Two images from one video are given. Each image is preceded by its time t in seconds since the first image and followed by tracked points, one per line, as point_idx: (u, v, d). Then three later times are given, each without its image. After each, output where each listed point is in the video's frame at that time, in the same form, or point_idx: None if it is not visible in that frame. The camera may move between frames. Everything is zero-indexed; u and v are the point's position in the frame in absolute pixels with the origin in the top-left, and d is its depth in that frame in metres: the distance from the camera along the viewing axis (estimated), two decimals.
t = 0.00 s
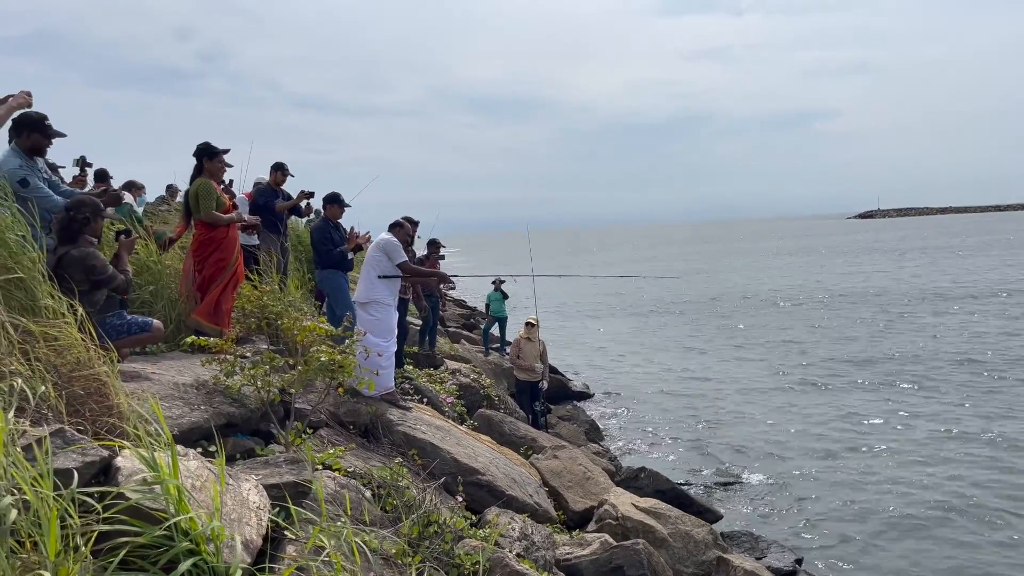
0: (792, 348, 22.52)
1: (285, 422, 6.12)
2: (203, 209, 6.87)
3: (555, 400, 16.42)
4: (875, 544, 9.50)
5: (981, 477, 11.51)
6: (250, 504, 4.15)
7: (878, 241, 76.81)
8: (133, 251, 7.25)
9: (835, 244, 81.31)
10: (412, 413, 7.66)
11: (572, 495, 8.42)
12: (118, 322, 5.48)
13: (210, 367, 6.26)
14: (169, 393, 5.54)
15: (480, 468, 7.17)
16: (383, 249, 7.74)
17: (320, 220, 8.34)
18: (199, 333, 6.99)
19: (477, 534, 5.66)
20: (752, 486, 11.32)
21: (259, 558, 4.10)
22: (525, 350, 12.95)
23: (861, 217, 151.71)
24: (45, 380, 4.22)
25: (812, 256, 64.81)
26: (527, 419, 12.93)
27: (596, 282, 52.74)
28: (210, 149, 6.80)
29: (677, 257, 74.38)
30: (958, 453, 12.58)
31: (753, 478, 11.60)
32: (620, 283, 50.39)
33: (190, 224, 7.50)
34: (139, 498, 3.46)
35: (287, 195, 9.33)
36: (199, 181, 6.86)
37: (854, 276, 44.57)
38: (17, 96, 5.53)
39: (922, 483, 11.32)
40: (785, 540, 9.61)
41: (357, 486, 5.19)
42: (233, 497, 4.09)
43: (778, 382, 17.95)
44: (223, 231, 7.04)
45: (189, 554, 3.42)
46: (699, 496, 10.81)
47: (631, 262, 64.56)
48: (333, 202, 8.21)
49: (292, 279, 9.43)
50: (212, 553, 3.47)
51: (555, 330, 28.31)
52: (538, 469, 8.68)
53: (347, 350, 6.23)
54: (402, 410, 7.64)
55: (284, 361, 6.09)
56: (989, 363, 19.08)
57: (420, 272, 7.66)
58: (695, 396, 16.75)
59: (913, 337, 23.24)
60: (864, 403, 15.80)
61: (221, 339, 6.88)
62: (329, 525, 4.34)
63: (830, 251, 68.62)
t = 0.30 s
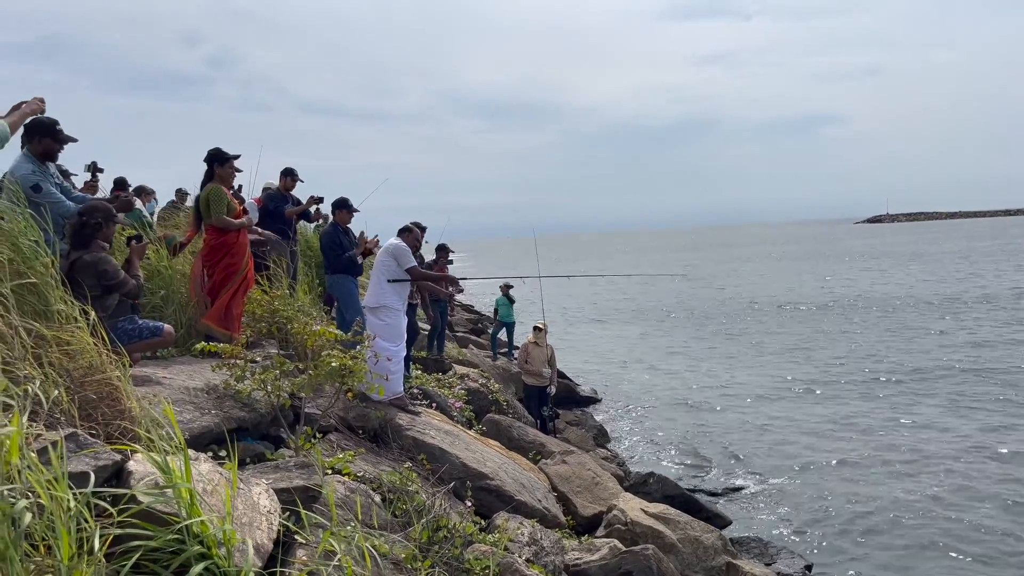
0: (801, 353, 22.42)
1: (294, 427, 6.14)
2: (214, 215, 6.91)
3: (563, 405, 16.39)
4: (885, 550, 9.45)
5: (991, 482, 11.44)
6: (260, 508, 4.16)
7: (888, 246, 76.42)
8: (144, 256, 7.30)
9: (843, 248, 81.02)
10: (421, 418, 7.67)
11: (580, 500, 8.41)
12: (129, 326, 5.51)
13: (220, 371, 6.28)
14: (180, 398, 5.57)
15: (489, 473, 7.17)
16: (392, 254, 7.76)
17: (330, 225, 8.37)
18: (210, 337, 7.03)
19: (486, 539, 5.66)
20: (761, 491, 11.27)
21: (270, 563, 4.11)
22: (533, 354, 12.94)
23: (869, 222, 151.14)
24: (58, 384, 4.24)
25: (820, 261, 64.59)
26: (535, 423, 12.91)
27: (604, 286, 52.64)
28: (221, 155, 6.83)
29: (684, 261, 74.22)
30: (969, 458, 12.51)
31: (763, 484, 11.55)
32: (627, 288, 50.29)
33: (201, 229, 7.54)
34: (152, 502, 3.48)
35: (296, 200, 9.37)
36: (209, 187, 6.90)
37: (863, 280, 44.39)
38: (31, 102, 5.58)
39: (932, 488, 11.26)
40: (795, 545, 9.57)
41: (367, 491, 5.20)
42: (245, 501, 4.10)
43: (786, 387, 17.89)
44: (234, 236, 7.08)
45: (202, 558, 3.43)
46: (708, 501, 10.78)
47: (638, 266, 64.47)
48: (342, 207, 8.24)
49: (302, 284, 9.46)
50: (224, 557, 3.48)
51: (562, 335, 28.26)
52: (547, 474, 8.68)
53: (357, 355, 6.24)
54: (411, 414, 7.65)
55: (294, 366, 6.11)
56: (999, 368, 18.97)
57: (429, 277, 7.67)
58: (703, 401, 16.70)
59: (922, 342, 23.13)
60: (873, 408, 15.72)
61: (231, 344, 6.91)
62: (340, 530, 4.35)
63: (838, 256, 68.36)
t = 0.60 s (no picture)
0: (807, 358, 22.36)
1: (300, 431, 6.15)
2: (220, 219, 6.93)
3: (568, 410, 16.38)
4: (891, 555, 9.41)
5: (998, 487, 11.39)
6: (267, 512, 4.17)
7: (893, 250, 76.36)
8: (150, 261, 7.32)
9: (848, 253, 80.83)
10: (426, 422, 7.67)
11: (586, 505, 8.39)
12: (136, 331, 5.52)
13: (226, 376, 6.29)
14: (187, 402, 5.58)
15: (495, 477, 7.16)
16: (398, 259, 7.77)
17: (335, 230, 8.39)
18: (216, 341, 7.03)
19: (492, 544, 5.66)
20: (768, 497, 11.23)
21: (276, 568, 4.11)
22: (538, 359, 12.95)
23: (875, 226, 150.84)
24: (65, 389, 4.25)
25: (826, 266, 64.43)
26: (540, 428, 12.89)
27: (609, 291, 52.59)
28: (228, 160, 6.86)
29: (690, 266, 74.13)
30: (976, 463, 12.45)
31: (768, 489, 11.51)
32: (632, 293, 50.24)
33: (207, 234, 7.56)
34: (159, 506, 3.49)
35: (302, 205, 9.39)
36: (216, 192, 6.93)
37: (868, 285, 44.27)
38: (39, 107, 5.61)
39: (939, 493, 11.21)
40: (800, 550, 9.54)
41: (373, 495, 5.21)
42: (251, 505, 4.11)
43: (792, 392, 17.83)
44: (241, 241, 7.10)
45: (209, 562, 3.43)
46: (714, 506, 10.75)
47: (642, 271, 64.45)
48: (348, 212, 8.26)
49: (307, 288, 9.47)
50: (230, 561, 3.48)
51: (567, 340, 28.24)
52: (552, 479, 8.68)
53: (363, 359, 6.25)
54: (417, 419, 7.65)
55: (300, 370, 6.12)
56: (1006, 373, 18.89)
57: (434, 281, 7.67)
58: (709, 406, 16.65)
59: (929, 347, 23.04)
60: (879, 413, 15.66)
61: (237, 348, 6.92)
62: (346, 534, 4.36)
63: (843, 260, 68.23)
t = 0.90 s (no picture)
0: (810, 362, 22.31)
1: (302, 435, 6.15)
2: (224, 222, 6.95)
3: (571, 413, 16.38)
4: (894, 559, 9.38)
5: (1002, 492, 11.36)
6: (268, 516, 4.17)
7: (896, 254, 76.27)
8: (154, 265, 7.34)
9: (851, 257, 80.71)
10: (429, 426, 7.67)
11: (588, 509, 8.38)
12: (138, 334, 5.53)
13: (229, 379, 6.28)
14: (189, 405, 5.59)
15: (497, 481, 7.16)
16: (400, 262, 7.77)
17: (338, 234, 8.40)
18: (218, 345, 7.03)
19: (494, 548, 5.66)
20: (770, 501, 11.21)
21: (278, 571, 4.10)
22: (540, 363, 12.95)
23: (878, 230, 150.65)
24: (67, 392, 4.26)
25: (829, 270, 64.31)
26: (542, 432, 12.89)
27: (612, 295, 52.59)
28: (232, 164, 6.87)
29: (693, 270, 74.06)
30: (980, 467, 12.41)
31: (771, 493, 11.50)
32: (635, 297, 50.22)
33: (210, 238, 7.57)
34: (162, 510, 3.49)
35: (305, 209, 9.40)
36: (220, 196, 6.94)
37: (871, 289, 44.19)
38: (41, 111, 5.58)
39: (942, 497, 11.19)
40: (803, 553, 9.53)
41: (375, 499, 5.20)
42: (253, 508, 4.11)
43: (795, 396, 17.81)
44: (244, 245, 7.11)
45: (210, 566, 3.43)
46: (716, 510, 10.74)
47: (644, 274, 64.47)
48: (350, 215, 8.28)
49: (310, 292, 9.48)
50: (232, 564, 3.47)
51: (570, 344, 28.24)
52: (555, 483, 8.67)
53: (365, 363, 6.25)
54: (419, 422, 7.65)
55: (302, 374, 6.12)
56: (1010, 377, 18.83)
57: (436, 285, 7.68)
58: (712, 410, 16.63)
59: (932, 351, 22.99)
60: (883, 417, 15.62)
61: (240, 352, 6.93)
62: (348, 538, 4.36)
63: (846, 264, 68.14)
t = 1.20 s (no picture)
0: (813, 364, 22.25)
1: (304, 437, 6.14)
2: (226, 225, 6.95)
3: (574, 416, 16.37)
4: (898, 563, 9.34)
5: (1007, 495, 11.30)
6: (268, 519, 4.16)
7: (899, 257, 76.10)
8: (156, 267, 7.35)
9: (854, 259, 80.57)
10: (430, 429, 7.65)
11: (590, 512, 8.36)
12: (139, 337, 5.53)
13: (230, 382, 6.27)
14: (190, 408, 5.59)
15: (499, 484, 7.15)
16: (401, 265, 7.75)
17: (340, 236, 8.39)
18: (220, 348, 7.05)
19: (495, 551, 5.65)
20: (773, 504, 11.17)
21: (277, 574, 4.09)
22: (543, 366, 12.92)
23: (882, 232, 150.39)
24: (68, 395, 4.26)
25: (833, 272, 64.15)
26: (545, 435, 12.86)
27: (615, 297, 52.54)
28: (234, 167, 6.87)
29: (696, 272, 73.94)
30: (985, 471, 12.36)
31: (774, 496, 11.45)
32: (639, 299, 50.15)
33: (212, 240, 7.57)
34: (161, 513, 3.48)
35: (307, 211, 9.40)
36: (222, 198, 6.94)
37: (875, 291, 44.07)
38: (42, 113, 5.57)
39: (946, 500, 11.15)
40: (806, 556, 9.49)
41: (375, 502, 5.19)
42: (253, 512, 4.10)
43: (799, 399, 17.75)
44: (246, 247, 7.11)
45: (209, 569, 3.41)
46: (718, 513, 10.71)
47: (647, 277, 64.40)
48: (351, 218, 8.26)
49: (312, 295, 9.47)
50: (232, 568, 3.46)
51: (573, 347, 28.20)
52: (557, 486, 8.66)
53: (367, 365, 6.24)
54: (421, 425, 7.64)
55: (303, 376, 6.11)
56: (1015, 380, 18.75)
57: (437, 287, 7.66)
58: (715, 413, 16.59)
59: (937, 353, 22.90)
60: (887, 420, 15.56)
61: (242, 354, 6.94)
62: (348, 541, 4.34)
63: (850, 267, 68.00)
